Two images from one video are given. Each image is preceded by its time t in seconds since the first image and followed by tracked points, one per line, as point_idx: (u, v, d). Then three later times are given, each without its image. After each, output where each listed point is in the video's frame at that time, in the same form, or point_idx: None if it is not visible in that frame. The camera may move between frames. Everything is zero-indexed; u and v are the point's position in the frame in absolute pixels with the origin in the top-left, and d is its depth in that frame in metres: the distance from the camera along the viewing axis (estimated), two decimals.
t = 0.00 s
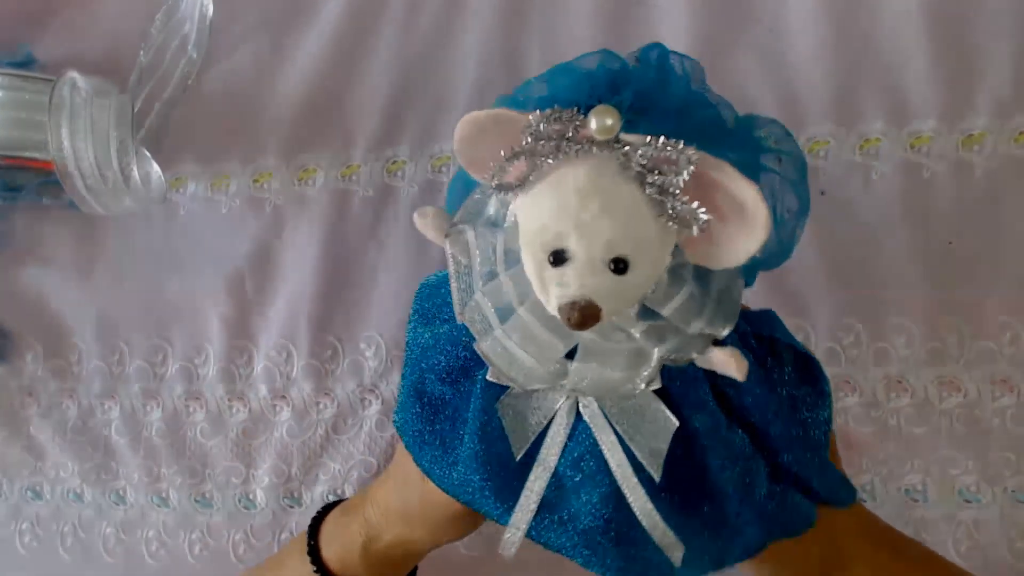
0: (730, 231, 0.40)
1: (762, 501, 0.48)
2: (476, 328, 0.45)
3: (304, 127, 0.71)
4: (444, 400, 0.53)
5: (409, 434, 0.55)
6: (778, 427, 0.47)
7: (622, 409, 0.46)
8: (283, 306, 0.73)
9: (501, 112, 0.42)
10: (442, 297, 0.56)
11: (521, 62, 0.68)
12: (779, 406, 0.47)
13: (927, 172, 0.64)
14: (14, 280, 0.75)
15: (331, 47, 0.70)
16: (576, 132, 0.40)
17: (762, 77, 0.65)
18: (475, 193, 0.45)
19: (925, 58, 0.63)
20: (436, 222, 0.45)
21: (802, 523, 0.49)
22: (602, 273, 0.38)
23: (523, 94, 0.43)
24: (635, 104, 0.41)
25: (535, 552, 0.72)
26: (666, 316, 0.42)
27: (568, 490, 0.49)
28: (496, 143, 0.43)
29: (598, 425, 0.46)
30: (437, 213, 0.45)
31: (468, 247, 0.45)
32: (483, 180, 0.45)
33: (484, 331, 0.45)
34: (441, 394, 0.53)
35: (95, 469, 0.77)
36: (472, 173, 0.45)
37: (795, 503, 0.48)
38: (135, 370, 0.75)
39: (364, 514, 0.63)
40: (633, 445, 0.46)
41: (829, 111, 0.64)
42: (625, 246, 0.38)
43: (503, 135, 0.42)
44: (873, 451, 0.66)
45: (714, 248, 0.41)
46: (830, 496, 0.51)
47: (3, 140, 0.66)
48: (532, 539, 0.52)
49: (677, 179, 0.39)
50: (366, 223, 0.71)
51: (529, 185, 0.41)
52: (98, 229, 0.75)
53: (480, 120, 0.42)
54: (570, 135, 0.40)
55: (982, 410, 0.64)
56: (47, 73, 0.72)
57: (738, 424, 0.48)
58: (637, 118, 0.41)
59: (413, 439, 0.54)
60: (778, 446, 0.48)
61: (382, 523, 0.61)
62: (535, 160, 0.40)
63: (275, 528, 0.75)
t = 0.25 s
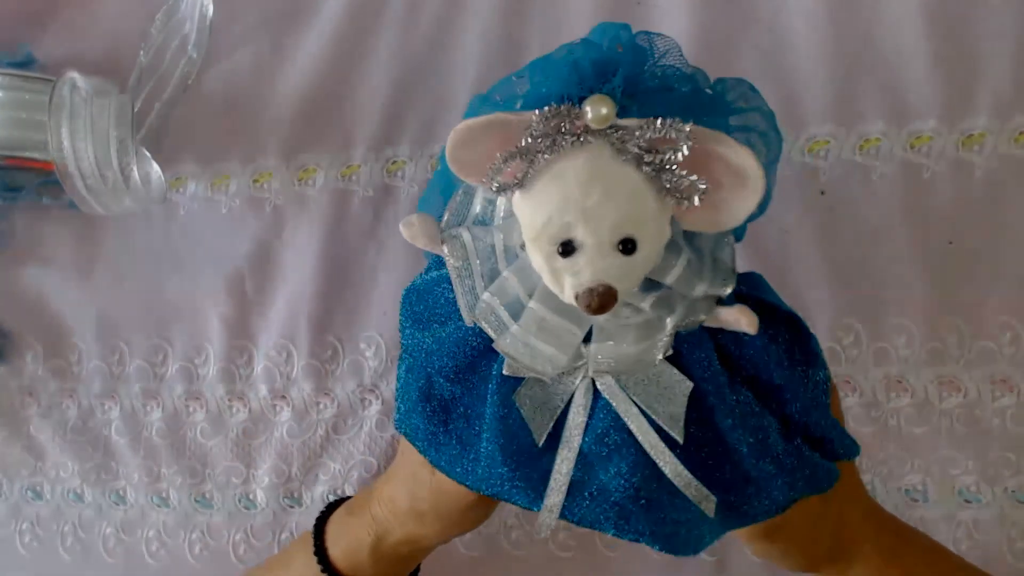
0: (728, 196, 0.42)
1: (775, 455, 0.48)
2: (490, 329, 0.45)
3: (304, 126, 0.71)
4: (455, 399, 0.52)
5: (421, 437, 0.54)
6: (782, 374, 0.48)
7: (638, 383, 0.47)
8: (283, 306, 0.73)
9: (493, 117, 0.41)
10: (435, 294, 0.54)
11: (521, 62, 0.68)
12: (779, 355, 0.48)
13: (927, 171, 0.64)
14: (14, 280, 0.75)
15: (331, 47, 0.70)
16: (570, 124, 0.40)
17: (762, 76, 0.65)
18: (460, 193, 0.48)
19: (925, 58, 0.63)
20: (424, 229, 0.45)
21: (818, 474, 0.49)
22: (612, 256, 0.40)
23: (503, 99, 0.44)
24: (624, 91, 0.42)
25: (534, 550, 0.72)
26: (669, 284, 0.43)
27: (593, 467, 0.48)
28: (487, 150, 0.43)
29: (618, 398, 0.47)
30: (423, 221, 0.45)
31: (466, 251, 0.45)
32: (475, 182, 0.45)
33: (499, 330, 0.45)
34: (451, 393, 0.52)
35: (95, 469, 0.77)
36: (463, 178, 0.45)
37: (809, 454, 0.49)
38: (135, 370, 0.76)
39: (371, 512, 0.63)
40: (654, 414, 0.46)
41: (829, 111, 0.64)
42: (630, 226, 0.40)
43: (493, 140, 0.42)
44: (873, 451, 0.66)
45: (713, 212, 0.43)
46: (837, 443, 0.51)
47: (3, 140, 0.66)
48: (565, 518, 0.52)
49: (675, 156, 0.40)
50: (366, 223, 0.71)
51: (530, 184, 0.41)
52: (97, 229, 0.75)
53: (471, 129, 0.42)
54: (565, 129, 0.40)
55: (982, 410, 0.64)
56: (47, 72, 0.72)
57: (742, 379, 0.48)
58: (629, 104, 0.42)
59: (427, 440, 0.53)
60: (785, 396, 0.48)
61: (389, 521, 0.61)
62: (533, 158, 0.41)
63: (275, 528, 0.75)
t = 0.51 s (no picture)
0: (707, 182, 0.42)
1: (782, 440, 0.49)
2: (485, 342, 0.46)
3: (304, 126, 0.71)
4: (456, 419, 0.53)
5: (425, 461, 0.55)
6: (777, 358, 0.49)
7: (638, 381, 0.47)
8: (283, 306, 0.73)
9: (468, 128, 0.41)
10: (422, 314, 0.54)
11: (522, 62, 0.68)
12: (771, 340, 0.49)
13: (927, 171, 0.64)
14: (13, 280, 0.75)
15: (331, 47, 0.70)
16: (546, 130, 0.41)
17: (762, 77, 0.65)
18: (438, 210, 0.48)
19: (926, 58, 0.63)
20: (406, 250, 0.47)
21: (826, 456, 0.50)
22: (599, 256, 0.41)
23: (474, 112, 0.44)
24: (596, 90, 0.42)
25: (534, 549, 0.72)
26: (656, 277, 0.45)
27: (602, 470, 0.49)
28: (462, 164, 0.43)
29: (620, 399, 0.48)
30: (405, 241, 0.47)
31: (453, 266, 0.47)
32: (455, 198, 0.45)
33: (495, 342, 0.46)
34: (451, 414, 0.53)
35: (95, 469, 0.77)
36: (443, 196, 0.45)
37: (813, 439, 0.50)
38: (135, 370, 0.76)
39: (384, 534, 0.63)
40: (656, 411, 0.47)
41: (829, 111, 0.64)
42: (614, 224, 0.41)
43: (470, 151, 0.43)
44: (873, 451, 0.66)
45: (696, 201, 0.43)
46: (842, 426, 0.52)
47: (3, 140, 0.66)
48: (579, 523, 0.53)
49: (652, 148, 0.41)
50: (367, 223, 0.71)
51: (511, 194, 0.42)
52: (97, 229, 0.75)
53: (447, 144, 0.42)
54: (541, 135, 0.41)
55: (981, 410, 0.64)
56: (47, 72, 0.72)
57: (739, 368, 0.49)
58: (602, 102, 0.42)
59: (432, 462, 0.54)
60: (783, 379, 0.49)
61: (405, 544, 0.61)
62: (512, 167, 0.42)
63: (275, 528, 0.75)
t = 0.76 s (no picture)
0: (692, 203, 0.44)
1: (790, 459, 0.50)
2: (489, 383, 0.48)
3: (304, 126, 0.71)
4: (463, 471, 0.52)
5: (434, 521, 0.53)
6: (774, 377, 0.51)
7: (642, 411, 0.48)
8: (283, 306, 0.73)
9: (454, 174, 0.43)
10: (423, 368, 0.55)
11: (522, 61, 0.68)
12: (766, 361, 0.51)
13: (927, 172, 0.64)
14: (13, 280, 0.75)
15: (331, 47, 0.70)
16: (531, 171, 0.43)
17: (762, 77, 0.65)
18: (427, 259, 0.49)
19: (927, 57, 0.63)
20: (399, 302, 0.48)
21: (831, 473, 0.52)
22: (594, 285, 0.42)
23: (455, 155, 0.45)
24: (577, 124, 0.43)
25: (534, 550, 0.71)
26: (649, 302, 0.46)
27: (616, 509, 0.49)
28: (451, 210, 0.44)
29: (627, 430, 0.48)
30: (396, 294, 0.48)
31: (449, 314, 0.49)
32: (446, 246, 0.46)
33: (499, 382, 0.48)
34: (459, 467, 0.52)
35: (95, 469, 0.77)
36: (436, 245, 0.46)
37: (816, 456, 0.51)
38: (135, 370, 0.76)
39: None
40: (666, 439, 0.48)
41: (829, 112, 0.64)
42: (607, 253, 0.42)
43: (458, 200, 0.44)
44: (873, 452, 0.67)
45: (681, 223, 0.45)
46: (841, 440, 0.54)
47: (3, 140, 0.66)
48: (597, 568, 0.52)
49: (636, 175, 0.42)
50: (367, 223, 0.71)
51: (503, 235, 0.43)
52: (97, 230, 0.75)
53: (435, 190, 0.43)
54: (528, 174, 0.43)
55: (982, 410, 0.64)
56: (47, 72, 0.72)
57: (739, 391, 0.50)
58: (585, 135, 0.43)
59: (441, 518, 0.53)
60: (783, 397, 0.51)
61: None
62: (501, 209, 0.43)
63: (275, 529, 0.75)
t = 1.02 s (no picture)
0: (687, 293, 0.44)
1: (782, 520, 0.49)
2: (493, 455, 0.49)
3: (304, 126, 0.71)
4: (468, 524, 0.53)
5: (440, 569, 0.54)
6: (770, 444, 0.50)
7: (641, 477, 0.48)
8: (283, 306, 0.73)
9: (460, 274, 0.44)
10: (431, 426, 0.56)
11: (521, 61, 0.68)
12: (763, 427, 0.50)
13: (927, 171, 0.64)
14: (13, 279, 0.75)
15: (331, 47, 0.70)
16: (533, 267, 0.43)
17: (762, 77, 0.65)
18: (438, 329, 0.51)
19: (927, 57, 0.63)
20: (409, 371, 0.49)
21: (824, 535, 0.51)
22: (594, 371, 0.43)
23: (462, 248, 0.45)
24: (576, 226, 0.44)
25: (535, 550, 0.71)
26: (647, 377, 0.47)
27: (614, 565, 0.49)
28: (458, 299, 0.45)
29: (626, 498, 0.49)
30: (406, 363, 0.49)
31: (455, 388, 0.50)
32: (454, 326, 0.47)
33: (501, 454, 0.48)
34: (464, 518, 0.53)
35: (95, 469, 0.77)
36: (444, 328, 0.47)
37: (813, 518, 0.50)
38: (135, 370, 0.76)
39: None
40: (661, 503, 0.48)
41: (828, 112, 0.64)
42: (606, 339, 0.43)
43: (463, 290, 0.45)
44: (873, 452, 0.67)
45: (679, 307, 0.45)
46: (838, 501, 0.53)
47: (3, 140, 0.66)
48: None
49: (633, 270, 0.43)
50: (367, 223, 0.71)
51: (507, 322, 0.44)
52: (97, 230, 0.75)
53: (443, 289, 0.44)
54: (530, 270, 0.43)
55: (982, 409, 0.64)
56: (47, 72, 0.72)
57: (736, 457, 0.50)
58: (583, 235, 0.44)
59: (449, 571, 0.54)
60: (779, 463, 0.50)
61: None
62: (505, 299, 0.43)
63: (275, 528, 0.75)
